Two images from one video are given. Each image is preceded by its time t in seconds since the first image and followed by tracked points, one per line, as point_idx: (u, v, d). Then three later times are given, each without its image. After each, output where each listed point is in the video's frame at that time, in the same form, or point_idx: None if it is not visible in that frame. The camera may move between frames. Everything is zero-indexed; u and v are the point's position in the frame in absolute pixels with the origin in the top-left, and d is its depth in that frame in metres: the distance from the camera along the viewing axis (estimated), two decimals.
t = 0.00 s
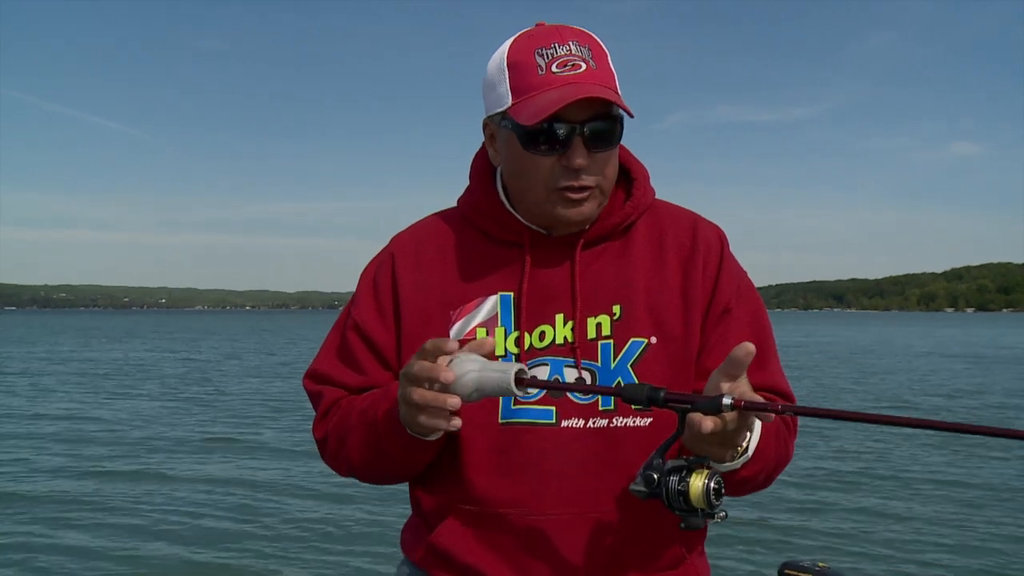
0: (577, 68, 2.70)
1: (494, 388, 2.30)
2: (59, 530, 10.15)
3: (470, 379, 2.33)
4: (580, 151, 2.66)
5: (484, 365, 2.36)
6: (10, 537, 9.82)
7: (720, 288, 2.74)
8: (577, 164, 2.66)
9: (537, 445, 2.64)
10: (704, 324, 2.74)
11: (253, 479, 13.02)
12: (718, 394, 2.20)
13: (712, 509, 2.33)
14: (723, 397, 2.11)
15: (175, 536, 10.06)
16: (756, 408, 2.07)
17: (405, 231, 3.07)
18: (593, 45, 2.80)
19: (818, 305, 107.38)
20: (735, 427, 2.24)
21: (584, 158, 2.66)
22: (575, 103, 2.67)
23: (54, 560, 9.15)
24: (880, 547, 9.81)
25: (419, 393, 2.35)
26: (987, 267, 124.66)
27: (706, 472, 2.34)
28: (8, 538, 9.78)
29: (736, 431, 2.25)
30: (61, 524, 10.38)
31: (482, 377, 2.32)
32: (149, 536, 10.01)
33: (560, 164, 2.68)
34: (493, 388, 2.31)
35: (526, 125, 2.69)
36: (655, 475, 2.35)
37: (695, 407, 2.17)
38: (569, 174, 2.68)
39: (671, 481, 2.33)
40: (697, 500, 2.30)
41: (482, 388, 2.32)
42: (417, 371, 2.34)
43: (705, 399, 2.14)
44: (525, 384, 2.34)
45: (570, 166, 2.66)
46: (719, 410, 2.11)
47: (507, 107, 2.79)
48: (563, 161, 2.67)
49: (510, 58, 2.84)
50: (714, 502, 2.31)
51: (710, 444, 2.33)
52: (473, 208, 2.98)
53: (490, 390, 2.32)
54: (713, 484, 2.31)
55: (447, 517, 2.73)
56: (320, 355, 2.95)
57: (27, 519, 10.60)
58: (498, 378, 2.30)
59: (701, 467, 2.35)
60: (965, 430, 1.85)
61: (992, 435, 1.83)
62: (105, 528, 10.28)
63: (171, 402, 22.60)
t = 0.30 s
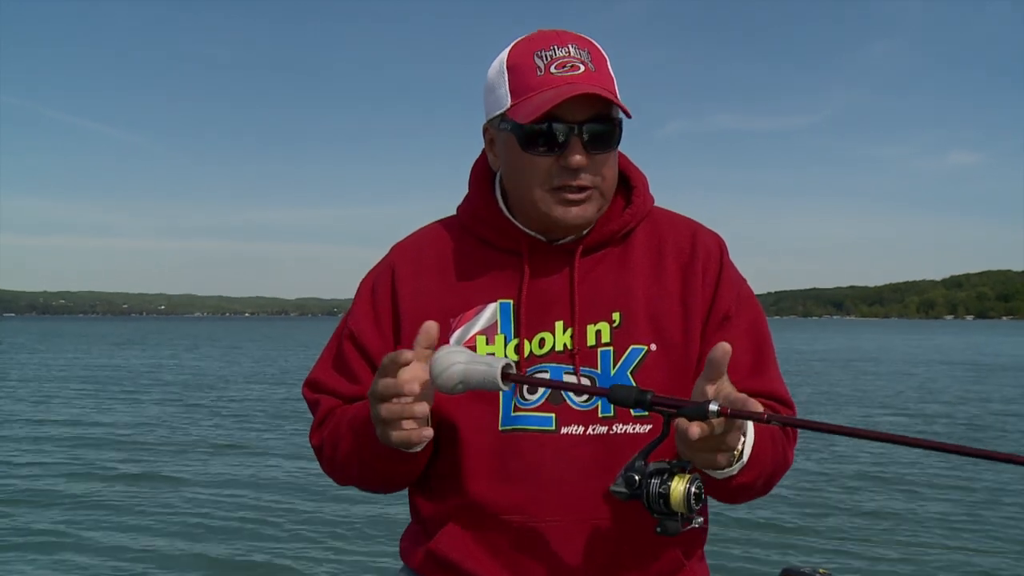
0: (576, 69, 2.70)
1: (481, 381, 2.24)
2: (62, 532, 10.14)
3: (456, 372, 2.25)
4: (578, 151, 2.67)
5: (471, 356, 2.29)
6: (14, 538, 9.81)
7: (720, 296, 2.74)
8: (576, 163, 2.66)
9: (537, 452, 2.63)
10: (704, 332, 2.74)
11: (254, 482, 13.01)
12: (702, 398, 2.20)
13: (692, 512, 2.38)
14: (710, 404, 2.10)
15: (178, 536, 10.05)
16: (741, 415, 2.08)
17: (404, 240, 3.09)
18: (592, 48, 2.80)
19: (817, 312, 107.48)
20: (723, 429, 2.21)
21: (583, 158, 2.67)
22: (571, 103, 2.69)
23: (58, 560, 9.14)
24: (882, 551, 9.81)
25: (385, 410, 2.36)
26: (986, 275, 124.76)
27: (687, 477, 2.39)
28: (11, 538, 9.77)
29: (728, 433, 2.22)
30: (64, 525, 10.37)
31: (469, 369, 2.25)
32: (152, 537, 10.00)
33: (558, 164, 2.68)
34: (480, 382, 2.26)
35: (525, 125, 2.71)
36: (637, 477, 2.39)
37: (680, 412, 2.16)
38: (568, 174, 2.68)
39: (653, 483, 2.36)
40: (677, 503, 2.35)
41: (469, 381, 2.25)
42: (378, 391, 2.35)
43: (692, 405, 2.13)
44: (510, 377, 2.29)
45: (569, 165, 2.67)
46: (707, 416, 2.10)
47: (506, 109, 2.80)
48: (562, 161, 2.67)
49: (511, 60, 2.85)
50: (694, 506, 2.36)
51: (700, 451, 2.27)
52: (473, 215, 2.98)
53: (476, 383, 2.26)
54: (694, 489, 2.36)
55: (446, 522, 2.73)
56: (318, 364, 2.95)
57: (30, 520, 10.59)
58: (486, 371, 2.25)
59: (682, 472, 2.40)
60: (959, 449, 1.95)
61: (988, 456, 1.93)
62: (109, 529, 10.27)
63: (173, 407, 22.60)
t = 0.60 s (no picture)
0: (570, 66, 2.68)
1: (461, 362, 2.33)
2: (64, 531, 10.12)
3: (437, 354, 2.35)
4: (570, 146, 2.67)
5: (451, 339, 2.39)
6: (15, 537, 9.80)
7: (721, 301, 2.74)
8: (567, 158, 2.66)
9: (537, 454, 2.63)
10: (706, 336, 2.73)
11: (253, 483, 13.00)
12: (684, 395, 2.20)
13: (670, 507, 2.41)
14: (694, 403, 2.11)
15: (179, 536, 10.04)
16: (725, 414, 2.09)
17: (406, 243, 3.11)
18: (589, 47, 2.78)
19: (816, 317, 107.55)
20: (709, 428, 2.20)
21: (575, 152, 2.67)
22: (563, 99, 2.69)
23: (60, 557, 9.13)
24: (882, 554, 9.81)
25: (377, 540, 2.30)
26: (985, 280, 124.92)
27: (667, 473, 2.42)
28: (13, 537, 9.77)
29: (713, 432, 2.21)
30: (64, 524, 10.36)
31: (449, 352, 2.35)
32: (154, 536, 9.99)
33: (551, 159, 2.68)
34: (460, 364, 2.35)
35: (519, 121, 2.72)
36: (616, 470, 2.40)
37: (664, 408, 2.16)
38: (560, 169, 2.68)
39: (634, 477, 2.37)
40: (657, 498, 2.38)
41: (448, 361, 2.35)
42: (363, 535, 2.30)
43: (676, 402, 2.14)
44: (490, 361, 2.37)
45: (561, 160, 2.67)
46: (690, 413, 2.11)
47: (501, 106, 2.79)
48: (554, 156, 2.68)
49: (508, 58, 2.83)
50: (673, 501, 2.40)
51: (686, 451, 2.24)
52: (472, 218, 2.98)
53: (456, 365, 2.35)
54: (673, 485, 2.40)
55: (446, 525, 2.73)
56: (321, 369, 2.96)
57: (31, 519, 10.58)
58: (466, 354, 2.33)
59: (661, 467, 2.43)
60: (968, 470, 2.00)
61: (991, 478, 2.00)
62: (110, 528, 10.26)
63: (172, 409, 22.60)
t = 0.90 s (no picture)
0: (562, 70, 2.66)
1: (456, 355, 2.32)
2: (69, 538, 10.15)
3: (431, 345, 2.33)
4: (559, 148, 2.65)
5: (445, 331, 2.37)
6: (20, 544, 9.83)
7: (725, 310, 2.73)
8: (556, 160, 2.63)
9: (541, 466, 2.63)
10: (709, 345, 2.73)
11: (257, 489, 13.02)
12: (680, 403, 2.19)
13: (661, 516, 2.36)
14: (693, 411, 2.11)
15: (183, 542, 10.06)
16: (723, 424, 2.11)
17: (411, 255, 3.12)
18: (583, 52, 2.76)
19: (819, 323, 107.50)
20: (708, 438, 2.19)
21: (564, 154, 2.64)
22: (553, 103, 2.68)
23: (64, 566, 9.17)
24: (886, 564, 9.81)
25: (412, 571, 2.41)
26: (988, 287, 124.98)
27: (660, 479, 2.38)
28: (18, 544, 9.80)
29: (711, 442, 2.21)
30: (70, 531, 10.40)
31: (444, 344, 2.33)
32: (158, 544, 10.02)
33: (540, 162, 2.66)
34: (453, 356, 2.33)
35: (510, 124, 2.71)
36: (611, 473, 2.39)
37: (663, 414, 2.14)
38: (550, 171, 2.65)
39: (628, 482, 2.36)
40: (650, 505, 2.33)
41: (442, 352, 2.33)
42: None
43: (675, 409, 2.12)
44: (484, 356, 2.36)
45: (549, 162, 2.63)
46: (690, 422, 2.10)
47: (495, 110, 2.78)
48: (542, 157, 2.65)
49: (505, 64, 2.82)
50: (665, 509, 2.35)
51: (684, 461, 2.23)
52: (475, 230, 2.99)
53: (450, 356, 2.34)
54: (667, 493, 2.35)
55: (453, 538, 2.73)
56: (333, 384, 2.99)
57: (36, 527, 10.61)
58: (462, 347, 2.33)
59: (655, 474, 2.40)
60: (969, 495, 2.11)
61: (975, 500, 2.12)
62: (115, 535, 10.28)
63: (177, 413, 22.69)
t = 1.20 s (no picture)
0: (552, 79, 2.68)
1: (441, 350, 2.33)
2: (72, 540, 10.19)
3: (418, 340, 2.35)
4: (548, 155, 2.67)
5: (433, 326, 2.39)
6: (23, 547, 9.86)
7: (723, 318, 2.75)
8: (546, 168, 2.64)
9: (541, 475, 2.64)
10: (708, 353, 2.75)
11: (257, 493, 13.07)
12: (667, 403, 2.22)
13: (644, 512, 2.39)
14: (677, 410, 2.12)
15: (185, 545, 10.10)
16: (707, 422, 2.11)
17: (412, 264, 3.14)
18: (575, 61, 2.78)
19: (820, 329, 107.61)
20: (695, 438, 2.21)
21: (553, 162, 2.66)
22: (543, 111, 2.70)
23: (67, 568, 9.24)
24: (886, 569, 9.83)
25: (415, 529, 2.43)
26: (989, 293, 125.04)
27: (643, 476, 2.40)
28: (21, 547, 9.82)
29: (698, 442, 2.22)
30: (72, 534, 10.43)
31: (431, 340, 2.34)
32: (160, 547, 10.05)
33: (530, 170, 2.68)
34: (441, 352, 2.35)
35: (501, 134, 2.73)
36: (594, 470, 2.40)
37: (648, 414, 2.16)
38: (540, 179, 2.66)
39: (610, 479, 2.37)
40: (632, 501, 2.35)
41: (429, 348, 2.35)
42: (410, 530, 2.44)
43: (660, 408, 2.14)
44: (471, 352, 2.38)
45: (539, 169, 2.65)
46: (672, 420, 2.12)
47: (487, 120, 2.80)
48: (532, 166, 2.67)
49: (498, 75, 2.85)
50: (648, 505, 2.37)
51: (672, 460, 2.26)
52: (475, 239, 3.01)
53: (436, 352, 2.35)
54: (650, 489, 2.37)
55: (454, 545, 2.75)
56: (335, 392, 3.01)
57: (39, 529, 10.66)
58: (449, 343, 2.33)
59: (639, 471, 2.42)
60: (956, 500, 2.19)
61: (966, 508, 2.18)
62: (118, 537, 10.32)
63: (179, 419, 22.71)
